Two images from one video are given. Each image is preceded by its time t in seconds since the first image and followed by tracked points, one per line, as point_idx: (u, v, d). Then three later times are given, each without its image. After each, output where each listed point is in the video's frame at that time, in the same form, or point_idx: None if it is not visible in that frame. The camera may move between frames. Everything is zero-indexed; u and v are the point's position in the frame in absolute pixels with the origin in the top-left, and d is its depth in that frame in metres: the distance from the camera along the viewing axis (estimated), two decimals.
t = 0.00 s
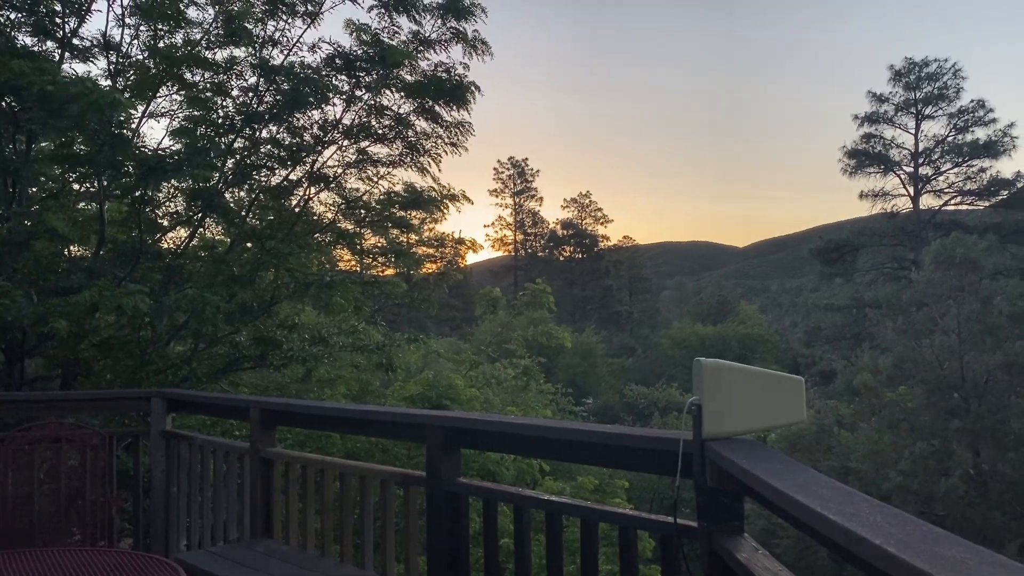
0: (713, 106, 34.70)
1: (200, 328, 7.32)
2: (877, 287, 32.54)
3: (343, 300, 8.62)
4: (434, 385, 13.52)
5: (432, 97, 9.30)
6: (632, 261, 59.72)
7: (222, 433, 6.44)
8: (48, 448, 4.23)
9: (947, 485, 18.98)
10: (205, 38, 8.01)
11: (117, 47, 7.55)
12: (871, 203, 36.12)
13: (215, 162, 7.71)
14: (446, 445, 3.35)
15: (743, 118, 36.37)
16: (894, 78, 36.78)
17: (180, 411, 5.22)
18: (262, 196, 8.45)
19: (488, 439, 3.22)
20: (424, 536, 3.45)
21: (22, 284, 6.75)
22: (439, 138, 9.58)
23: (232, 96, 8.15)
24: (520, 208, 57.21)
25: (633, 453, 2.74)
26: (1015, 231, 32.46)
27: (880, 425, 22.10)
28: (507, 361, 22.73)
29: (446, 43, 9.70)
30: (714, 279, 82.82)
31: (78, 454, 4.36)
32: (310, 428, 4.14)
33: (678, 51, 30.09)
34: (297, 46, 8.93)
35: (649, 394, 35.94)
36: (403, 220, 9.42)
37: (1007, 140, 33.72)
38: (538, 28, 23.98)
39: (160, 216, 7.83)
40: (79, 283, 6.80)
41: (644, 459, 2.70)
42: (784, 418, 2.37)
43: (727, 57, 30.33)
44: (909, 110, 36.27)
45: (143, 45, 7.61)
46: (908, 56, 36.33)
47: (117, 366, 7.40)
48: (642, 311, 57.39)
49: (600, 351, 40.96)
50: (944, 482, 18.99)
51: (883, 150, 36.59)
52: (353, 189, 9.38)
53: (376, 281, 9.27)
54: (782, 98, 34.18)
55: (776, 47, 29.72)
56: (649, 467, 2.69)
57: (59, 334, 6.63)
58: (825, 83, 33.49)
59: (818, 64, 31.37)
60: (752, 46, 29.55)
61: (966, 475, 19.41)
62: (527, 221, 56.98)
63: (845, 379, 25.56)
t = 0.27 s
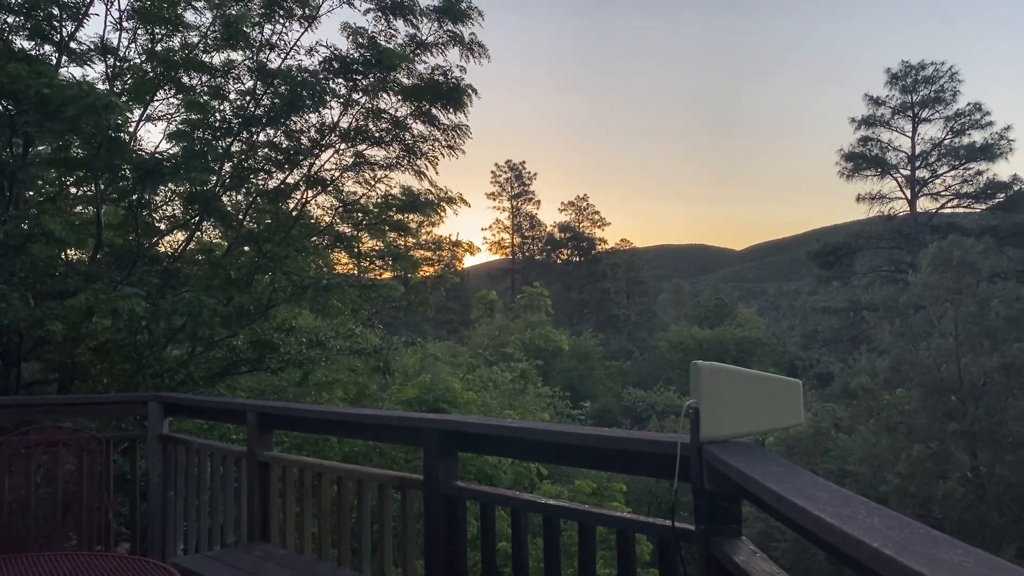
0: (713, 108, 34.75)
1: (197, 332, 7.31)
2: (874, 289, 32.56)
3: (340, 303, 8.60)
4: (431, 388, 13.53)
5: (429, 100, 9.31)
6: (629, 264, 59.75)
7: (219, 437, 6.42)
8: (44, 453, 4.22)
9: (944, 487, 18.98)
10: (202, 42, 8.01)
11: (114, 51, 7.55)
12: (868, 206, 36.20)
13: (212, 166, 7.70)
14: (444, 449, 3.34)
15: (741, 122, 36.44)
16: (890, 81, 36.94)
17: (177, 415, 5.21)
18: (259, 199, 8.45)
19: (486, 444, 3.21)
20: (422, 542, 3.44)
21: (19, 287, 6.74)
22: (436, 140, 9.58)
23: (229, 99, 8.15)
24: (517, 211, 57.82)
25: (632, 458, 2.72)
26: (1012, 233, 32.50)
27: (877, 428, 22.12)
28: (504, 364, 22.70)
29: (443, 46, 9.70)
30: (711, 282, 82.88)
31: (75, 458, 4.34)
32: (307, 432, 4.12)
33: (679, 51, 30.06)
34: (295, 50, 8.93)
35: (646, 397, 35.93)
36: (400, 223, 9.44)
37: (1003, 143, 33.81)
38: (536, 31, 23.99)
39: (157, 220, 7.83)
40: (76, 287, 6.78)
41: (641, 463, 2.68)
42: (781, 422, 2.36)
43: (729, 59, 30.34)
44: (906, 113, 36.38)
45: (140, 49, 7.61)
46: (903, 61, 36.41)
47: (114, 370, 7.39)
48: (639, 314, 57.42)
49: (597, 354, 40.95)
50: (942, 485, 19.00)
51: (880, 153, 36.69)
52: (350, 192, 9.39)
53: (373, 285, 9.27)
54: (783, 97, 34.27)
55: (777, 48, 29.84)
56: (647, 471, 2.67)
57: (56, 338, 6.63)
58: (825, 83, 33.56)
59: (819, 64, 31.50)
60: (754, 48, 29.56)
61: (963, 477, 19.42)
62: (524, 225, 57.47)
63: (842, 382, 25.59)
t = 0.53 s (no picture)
0: (711, 111, 34.68)
1: (195, 335, 7.30)
2: (872, 292, 32.60)
3: (337, 306, 8.59)
4: (429, 391, 13.56)
5: (426, 103, 9.33)
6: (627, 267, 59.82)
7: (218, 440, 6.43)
8: (42, 456, 4.22)
9: (942, 490, 19.00)
10: (201, 45, 8.03)
11: (113, 54, 7.58)
12: (865, 209, 36.30)
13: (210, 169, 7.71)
14: (443, 453, 3.34)
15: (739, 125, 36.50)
16: (887, 84, 37.25)
17: (176, 418, 5.22)
18: (257, 202, 8.47)
19: (485, 447, 3.21)
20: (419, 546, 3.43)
21: (17, 291, 6.74)
22: (434, 143, 9.59)
23: (227, 102, 8.17)
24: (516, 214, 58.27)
25: (631, 461, 2.72)
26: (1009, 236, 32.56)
27: (875, 431, 22.16)
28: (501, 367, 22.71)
29: (441, 49, 9.71)
30: (709, 285, 82.98)
31: (73, 461, 4.35)
32: (306, 436, 4.12)
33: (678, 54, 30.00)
34: (293, 53, 8.95)
35: (644, 400, 35.93)
36: (399, 226, 9.46)
37: (1000, 146, 33.91)
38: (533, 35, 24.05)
39: (155, 223, 7.83)
40: (73, 290, 6.77)
41: (640, 467, 2.68)
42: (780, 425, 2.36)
43: (727, 61, 30.27)
44: (903, 115, 36.53)
45: (139, 52, 7.64)
46: (900, 64, 36.76)
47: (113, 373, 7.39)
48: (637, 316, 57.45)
49: (595, 357, 40.95)
50: (939, 487, 19.02)
51: (878, 155, 36.82)
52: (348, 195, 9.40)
53: (371, 288, 9.28)
54: (782, 99, 34.22)
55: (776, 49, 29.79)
56: (646, 476, 2.68)
57: (55, 342, 6.63)
58: (824, 85, 33.52)
59: (818, 65, 31.50)
60: (753, 50, 29.57)
61: (961, 479, 19.44)
62: (522, 227, 57.88)
63: (839, 384, 25.69)
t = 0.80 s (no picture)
0: (710, 115, 34.65)
1: (192, 339, 7.29)
2: (869, 297, 32.65)
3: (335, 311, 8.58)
4: (427, 396, 13.58)
5: (424, 107, 9.32)
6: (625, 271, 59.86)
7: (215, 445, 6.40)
8: (38, 461, 4.20)
9: (939, 495, 19.01)
10: (199, 49, 8.03)
11: (110, 58, 7.58)
12: (863, 214, 36.34)
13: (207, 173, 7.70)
14: (439, 457, 3.33)
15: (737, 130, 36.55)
16: (885, 89, 37.04)
17: (172, 423, 5.19)
18: (255, 206, 8.45)
19: (482, 453, 3.20)
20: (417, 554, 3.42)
21: (14, 296, 6.73)
22: (432, 147, 9.59)
23: (225, 106, 8.18)
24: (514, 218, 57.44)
25: (629, 467, 2.70)
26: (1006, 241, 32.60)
27: (873, 435, 22.18)
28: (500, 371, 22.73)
29: (439, 53, 9.71)
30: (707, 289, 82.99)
31: (70, 466, 4.33)
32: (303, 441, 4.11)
33: (676, 57, 29.96)
34: (290, 57, 8.95)
35: (642, 404, 35.94)
36: (397, 230, 9.45)
37: (997, 152, 33.96)
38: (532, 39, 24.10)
39: (153, 227, 7.82)
40: (70, 294, 6.76)
41: (639, 472, 2.67)
42: (777, 431, 2.36)
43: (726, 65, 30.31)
44: (901, 121, 36.53)
45: (137, 56, 7.64)
46: (898, 69, 36.53)
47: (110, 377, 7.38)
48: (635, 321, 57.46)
49: (593, 361, 40.98)
50: (937, 493, 19.03)
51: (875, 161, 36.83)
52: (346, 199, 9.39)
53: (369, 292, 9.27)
54: (780, 103, 34.22)
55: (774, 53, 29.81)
56: (645, 481, 2.66)
57: (51, 346, 6.60)
58: (821, 90, 33.56)
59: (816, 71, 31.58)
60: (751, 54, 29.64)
61: (958, 485, 19.45)
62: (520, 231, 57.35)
63: (837, 389, 25.72)
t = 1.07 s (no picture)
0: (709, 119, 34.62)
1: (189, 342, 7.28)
2: (866, 302, 32.70)
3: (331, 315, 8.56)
4: (423, 400, 13.58)
5: (422, 110, 9.32)
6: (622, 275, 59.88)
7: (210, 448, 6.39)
8: (34, 464, 4.19)
9: (935, 500, 19.03)
10: (197, 51, 8.03)
11: (108, 60, 7.58)
12: (860, 219, 36.40)
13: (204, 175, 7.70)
14: (437, 461, 3.32)
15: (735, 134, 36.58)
16: (882, 95, 37.15)
17: (168, 426, 5.18)
18: (252, 209, 8.45)
19: (478, 456, 3.20)
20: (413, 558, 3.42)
21: (11, 298, 6.72)
22: (430, 151, 9.60)
23: (223, 109, 8.18)
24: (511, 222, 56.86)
25: (624, 472, 2.71)
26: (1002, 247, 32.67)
27: (870, 440, 22.21)
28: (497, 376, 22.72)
29: (437, 57, 9.72)
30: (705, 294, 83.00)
31: (65, 470, 4.32)
32: (300, 444, 4.10)
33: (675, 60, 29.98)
34: (288, 60, 8.94)
35: (639, 409, 35.92)
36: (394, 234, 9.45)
37: (994, 158, 34.06)
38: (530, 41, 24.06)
39: (150, 230, 7.80)
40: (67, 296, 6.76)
41: (636, 475, 2.67)
42: (773, 435, 2.37)
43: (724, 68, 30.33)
44: (897, 126, 36.63)
45: (135, 58, 7.64)
46: (895, 75, 36.63)
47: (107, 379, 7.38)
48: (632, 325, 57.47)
49: (590, 365, 40.98)
50: (933, 498, 19.05)
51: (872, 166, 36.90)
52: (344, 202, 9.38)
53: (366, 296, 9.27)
54: (779, 107, 34.23)
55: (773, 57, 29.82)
56: (642, 485, 2.66)
57: (48, 348, 6.58)
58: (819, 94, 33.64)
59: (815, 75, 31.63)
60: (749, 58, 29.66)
61: (954, 490, 19.47)
62: (518, 235, 56.77)
63: (833, 394, 25.74)
